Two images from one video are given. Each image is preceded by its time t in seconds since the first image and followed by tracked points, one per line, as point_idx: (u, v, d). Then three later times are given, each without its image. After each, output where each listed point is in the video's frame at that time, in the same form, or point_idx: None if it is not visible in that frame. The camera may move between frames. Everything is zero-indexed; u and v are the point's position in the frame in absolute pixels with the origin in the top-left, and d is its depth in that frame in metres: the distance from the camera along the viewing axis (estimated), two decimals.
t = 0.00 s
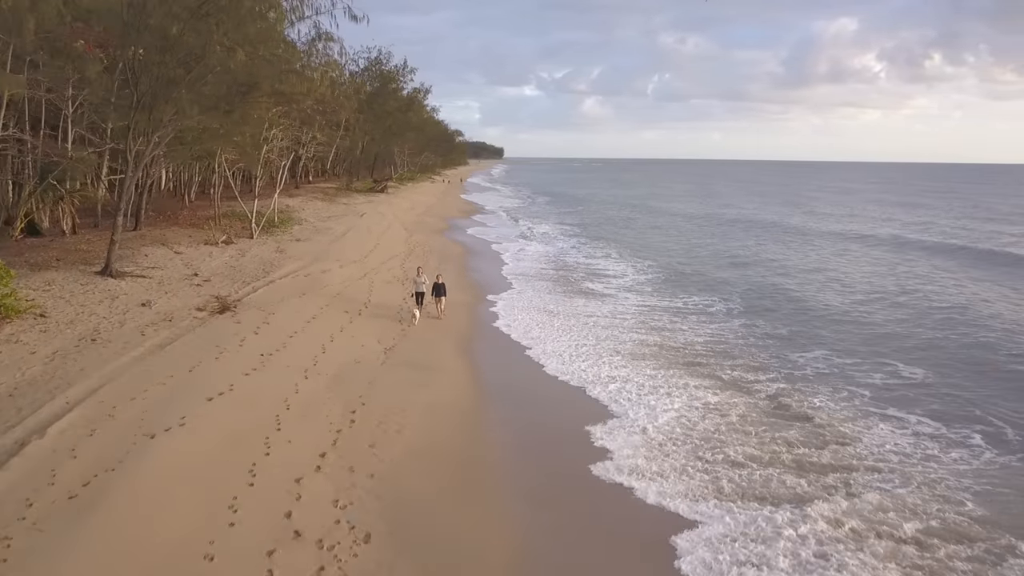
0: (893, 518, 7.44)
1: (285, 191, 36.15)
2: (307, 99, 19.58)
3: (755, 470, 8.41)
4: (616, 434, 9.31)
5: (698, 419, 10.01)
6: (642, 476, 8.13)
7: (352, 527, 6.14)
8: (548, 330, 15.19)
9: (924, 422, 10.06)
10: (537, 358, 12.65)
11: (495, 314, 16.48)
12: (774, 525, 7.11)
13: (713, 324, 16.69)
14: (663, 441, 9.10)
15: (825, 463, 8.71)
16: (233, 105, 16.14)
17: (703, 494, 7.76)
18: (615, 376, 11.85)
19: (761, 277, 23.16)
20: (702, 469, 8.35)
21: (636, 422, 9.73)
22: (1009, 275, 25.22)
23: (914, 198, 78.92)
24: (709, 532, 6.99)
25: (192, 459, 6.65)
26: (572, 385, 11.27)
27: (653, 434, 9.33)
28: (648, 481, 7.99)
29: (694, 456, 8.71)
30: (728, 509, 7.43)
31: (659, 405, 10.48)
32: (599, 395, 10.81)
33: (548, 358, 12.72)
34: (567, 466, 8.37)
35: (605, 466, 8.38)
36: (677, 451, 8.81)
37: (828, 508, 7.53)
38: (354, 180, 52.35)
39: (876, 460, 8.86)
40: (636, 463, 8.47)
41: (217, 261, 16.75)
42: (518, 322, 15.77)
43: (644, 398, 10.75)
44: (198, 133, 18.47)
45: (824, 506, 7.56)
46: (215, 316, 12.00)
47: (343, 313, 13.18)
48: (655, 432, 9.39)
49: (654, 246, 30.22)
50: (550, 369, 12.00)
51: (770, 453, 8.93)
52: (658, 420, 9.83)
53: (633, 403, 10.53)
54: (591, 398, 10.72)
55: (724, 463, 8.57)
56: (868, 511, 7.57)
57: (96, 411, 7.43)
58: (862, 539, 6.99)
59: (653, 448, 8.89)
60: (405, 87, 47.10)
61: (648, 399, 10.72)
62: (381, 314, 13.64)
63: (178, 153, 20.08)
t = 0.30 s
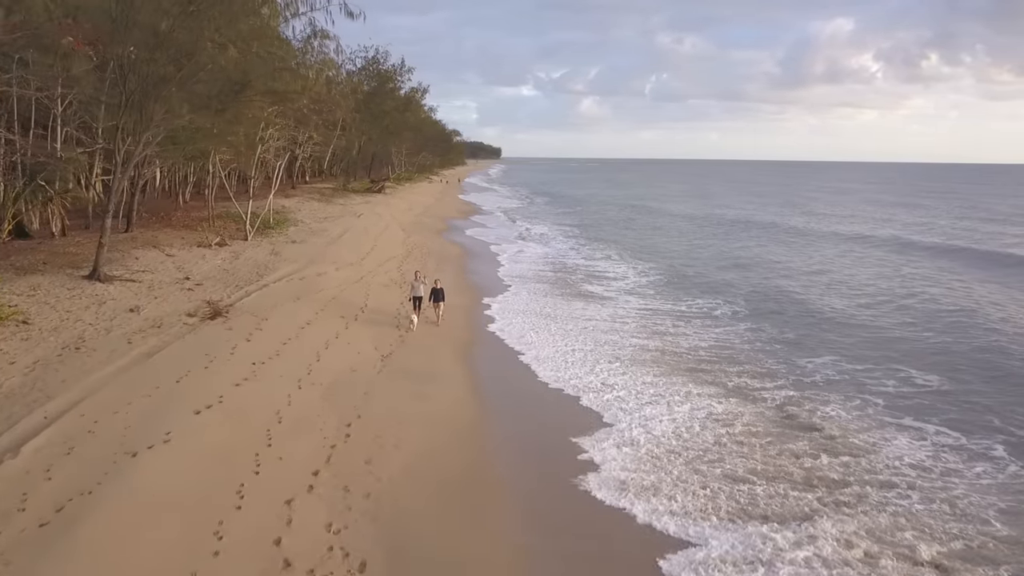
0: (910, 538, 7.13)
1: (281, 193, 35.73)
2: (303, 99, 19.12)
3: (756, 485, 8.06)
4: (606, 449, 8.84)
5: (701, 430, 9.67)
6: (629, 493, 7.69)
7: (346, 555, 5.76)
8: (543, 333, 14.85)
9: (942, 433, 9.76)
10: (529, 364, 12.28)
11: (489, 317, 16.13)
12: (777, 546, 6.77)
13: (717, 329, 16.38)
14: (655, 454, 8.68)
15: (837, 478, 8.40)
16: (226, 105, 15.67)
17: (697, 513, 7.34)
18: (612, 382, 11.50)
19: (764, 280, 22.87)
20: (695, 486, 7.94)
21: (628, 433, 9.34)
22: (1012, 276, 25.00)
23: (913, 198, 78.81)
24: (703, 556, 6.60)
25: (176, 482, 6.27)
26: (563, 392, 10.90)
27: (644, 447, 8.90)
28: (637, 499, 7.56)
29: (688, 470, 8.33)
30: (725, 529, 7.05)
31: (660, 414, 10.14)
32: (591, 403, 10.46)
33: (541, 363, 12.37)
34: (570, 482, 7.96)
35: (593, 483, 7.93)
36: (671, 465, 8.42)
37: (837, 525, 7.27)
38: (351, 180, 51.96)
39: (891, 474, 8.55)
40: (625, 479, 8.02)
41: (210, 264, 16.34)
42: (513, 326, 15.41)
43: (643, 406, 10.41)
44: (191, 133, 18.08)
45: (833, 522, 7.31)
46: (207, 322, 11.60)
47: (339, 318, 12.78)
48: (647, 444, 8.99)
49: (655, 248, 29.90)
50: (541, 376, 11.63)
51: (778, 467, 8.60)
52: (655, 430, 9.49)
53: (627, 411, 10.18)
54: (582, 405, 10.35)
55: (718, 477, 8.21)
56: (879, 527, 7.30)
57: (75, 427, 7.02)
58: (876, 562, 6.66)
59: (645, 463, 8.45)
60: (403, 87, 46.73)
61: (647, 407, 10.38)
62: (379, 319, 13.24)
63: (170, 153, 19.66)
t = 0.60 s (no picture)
0: (929, 561, 6.84)
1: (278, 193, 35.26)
2: (298, 97, 17.95)
3: (762, 502, 7.73)
4: (597, 464, 8.41)
5: (707, 441, 9.35)
6: (623, 511, 7.30)
7: None
8: (540, 337, 14.52)
9: (963, 443, 9.62)
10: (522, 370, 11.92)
11: (486, 321, 15.79)
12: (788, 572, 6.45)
13: (722, 334, 16.05)
14: (652, 469, 8.30)
15: (848, 494, 8.11)
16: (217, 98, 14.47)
17: (697, 534, 6.97)
18: (613, 388, 11.18)
19: (767, 282, 22.57)
20: (695, 504, 7.57)
21: (629, 446, 8.97)
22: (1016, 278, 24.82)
23: (913, 198, 78.68)
24: None
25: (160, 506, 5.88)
26: (559, 400, 10.56)
27: (642, 460, 8.53)
28: (634, 519, 7.18)
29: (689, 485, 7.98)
30: (726, 550, 6.73)
31: (665, 424, 9.81)
32: (587, 411, 10.10)
33: (536, 369, 12.01)
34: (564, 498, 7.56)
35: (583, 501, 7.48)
36: (670, 481, 8.05)
37: (846, 545, 6.98)
38: (348, 180, 51.52)
39: (909, 490, 8.29)
40: (619, 496, 7.63)
41: (203, 267, 15.93)
42: (512, 330, 15.08)
43: (646, 416, 10.07)
44: (185, 133, 17.68)
45: (843, 542, 7.05)
46: (198, 329, 11.19)
47: (335, 323, 12.39)
48: (645, 457, 8.62)
49: (657, 249, 29.56)
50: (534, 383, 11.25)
51: (787, 481, 8.30)
52: (657, 442, 9.15)
53: (627, 420, 9.85)
54: (578, 414, 10.00)
55: (721, 494, 7.87)
56: (895, 548, 7.02)
57: (54, 444, 6.62)
58: None
59: (640, 479, 8.05)
60: (400, 86, 46.31)
61: (650, 417, 10.05)
62: (376, 325, 12.86)
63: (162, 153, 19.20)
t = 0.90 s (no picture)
0: None
1: (275, 194, 34.82)
2: (296, 96, 17.84)
3: (775, 522, 7.35)
4: (591, 479, 8.03)
5: (717, 454, 8.99)
6: (625, 531, 6.93)
7: None
8: (540, 342, 14.16)
9: (989, 454, 9.38)
10: (521, 377, 11.56)
11: (485, 325, 15.44)
12: None
13: (730, 338, 15.66)
14: (655, 485, 7.92)
15: (861, 510, 7.77)
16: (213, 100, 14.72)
17: (703, 556, 6.61)
18: (617, 397, 10.82)
19: (773, 285, 22.22)
20: (699, 523, 7.20)
21: (630, 459, 8.59)
22: None
23: (914, 199, 78.41)
24: None
25: (141, 533, 5.47)
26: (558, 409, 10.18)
27: (643, 475, 8.15)
28: (638, 541, 6.80)
29: (693, 502, 7.60)
30: None
31: (673, 435, 9.46)
32: (587, 421, 9.74)
33: (535, 375, 11.65)
34: (559, 518, 7.18)
35: (580, 521, 7.10)
36: (675, 498, 7.67)
37: (861, 569, 6.62)
38: (347, 180, 51.09)
39: (932, 507, 7.96)
40: (619, 513, 7.25)
41: (197, 270, 15.52)
42: (512, 334, 14.73)
43: (651, 425, 9.73)
44: (180, 133, 17.29)
45: (861, 565, 6.68)
46: (190, 335, 10.77)
47: (333, 329, 11.99)
48: (647, 471, 8.24)
49: (659, 250, 29.18)
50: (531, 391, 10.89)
51: (802, 498, 7.93)
52: (663, 454, 8.80)
53: (632, 430, 9.50)
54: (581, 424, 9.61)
55: (732, 512, 7.48)
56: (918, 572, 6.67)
57: (31, 463, 6.23)
58: None
59: (636, 495, 7.68)
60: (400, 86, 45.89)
61: (657, 427, 9.70)
62: (375, 331, 12.47)
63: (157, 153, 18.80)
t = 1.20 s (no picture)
0: None
1: (273, 195, 34.42)
2: (294, 93, 17.40)
3: (795, 544, 6.98)
4: (576, 497, 7.61)
5: (732, 467, 8.63)
6: (618, 553, 6.55)
7: None
8: (540, 346, 13.81)
9: (1015, 468, 9.02)
10: (519, 384, 11.21)
11: (484, 329, 15.09)
12: None
13: (738, 344, 15.30)
14: (660, 502, 7.55)
15: (880, 530, 7.38)
16: (208, 99, 14.37)
17: None
18: (625, 406, 10.47)
19: (779, 288, 21.87)
20: (706, 545, 6.83)
21: (626, 473, 8.20)
22: None
23: (916, 199, 78.07)
24: None
25: (119, 563, 5.07)
26: (563, 418, 9.82)
27: (638, 491, 7.76)
28: (649, 564, 6.42)
29: (693, 522, 7.22)
30: None
31: (682, 447, 9.11)
32: (586, 430, 9.39)
33: (535, 381, 11.30)
34: (568, 537, 6.82)
35: (567, 543, 6.70)
36: (674, 517, 7.27)
37: None
38: (347, 180, 50.64)
39: (957, 526, 7.58)
40: (609, 533, 6.87)
41: (192, 273, 15.15)
42: (512, 339, 14.38)
43: (657, 436, 9.40)
44: (175, 132, 16.90)
45: None
46: (181, 342, 10.38)
47: (330, 335, 11.61)
48: (645, 487, 7.86)
49: (662, 252, 28.81)
50: (526, 398, 10.53)
51: (821, 516, 7.57)
52: (669, 467, 8.45)
53: (637, 441, 9.16)
54: (587, 436, 9.24)
55: (750, 534, 7.09)
56: None
57: (5, 485, 5.85)
58: None
59: (626, 512, 7.29)
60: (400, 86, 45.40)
61: (665, 438, 9.36)
62: (373, 336, 12.08)
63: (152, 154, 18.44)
